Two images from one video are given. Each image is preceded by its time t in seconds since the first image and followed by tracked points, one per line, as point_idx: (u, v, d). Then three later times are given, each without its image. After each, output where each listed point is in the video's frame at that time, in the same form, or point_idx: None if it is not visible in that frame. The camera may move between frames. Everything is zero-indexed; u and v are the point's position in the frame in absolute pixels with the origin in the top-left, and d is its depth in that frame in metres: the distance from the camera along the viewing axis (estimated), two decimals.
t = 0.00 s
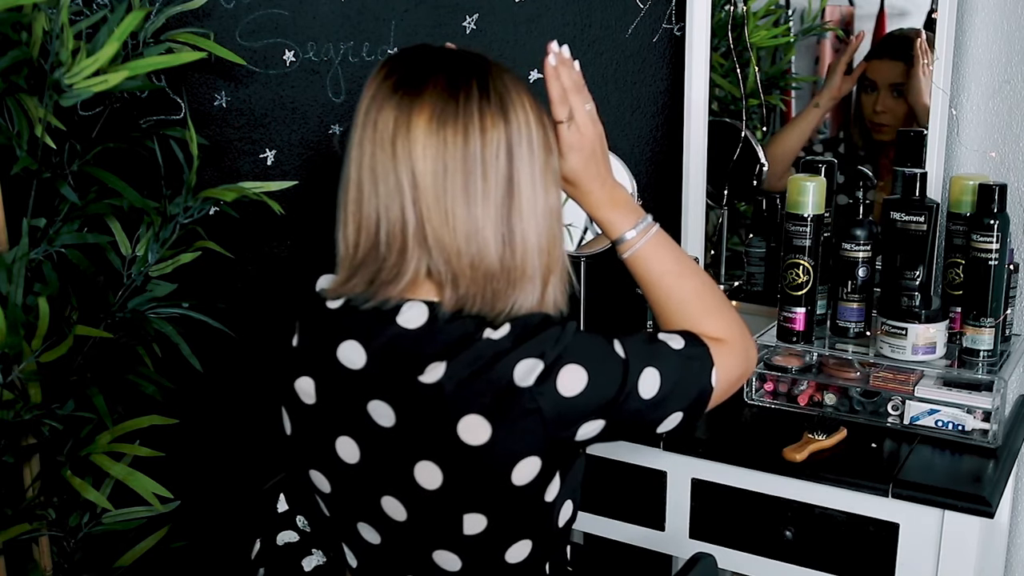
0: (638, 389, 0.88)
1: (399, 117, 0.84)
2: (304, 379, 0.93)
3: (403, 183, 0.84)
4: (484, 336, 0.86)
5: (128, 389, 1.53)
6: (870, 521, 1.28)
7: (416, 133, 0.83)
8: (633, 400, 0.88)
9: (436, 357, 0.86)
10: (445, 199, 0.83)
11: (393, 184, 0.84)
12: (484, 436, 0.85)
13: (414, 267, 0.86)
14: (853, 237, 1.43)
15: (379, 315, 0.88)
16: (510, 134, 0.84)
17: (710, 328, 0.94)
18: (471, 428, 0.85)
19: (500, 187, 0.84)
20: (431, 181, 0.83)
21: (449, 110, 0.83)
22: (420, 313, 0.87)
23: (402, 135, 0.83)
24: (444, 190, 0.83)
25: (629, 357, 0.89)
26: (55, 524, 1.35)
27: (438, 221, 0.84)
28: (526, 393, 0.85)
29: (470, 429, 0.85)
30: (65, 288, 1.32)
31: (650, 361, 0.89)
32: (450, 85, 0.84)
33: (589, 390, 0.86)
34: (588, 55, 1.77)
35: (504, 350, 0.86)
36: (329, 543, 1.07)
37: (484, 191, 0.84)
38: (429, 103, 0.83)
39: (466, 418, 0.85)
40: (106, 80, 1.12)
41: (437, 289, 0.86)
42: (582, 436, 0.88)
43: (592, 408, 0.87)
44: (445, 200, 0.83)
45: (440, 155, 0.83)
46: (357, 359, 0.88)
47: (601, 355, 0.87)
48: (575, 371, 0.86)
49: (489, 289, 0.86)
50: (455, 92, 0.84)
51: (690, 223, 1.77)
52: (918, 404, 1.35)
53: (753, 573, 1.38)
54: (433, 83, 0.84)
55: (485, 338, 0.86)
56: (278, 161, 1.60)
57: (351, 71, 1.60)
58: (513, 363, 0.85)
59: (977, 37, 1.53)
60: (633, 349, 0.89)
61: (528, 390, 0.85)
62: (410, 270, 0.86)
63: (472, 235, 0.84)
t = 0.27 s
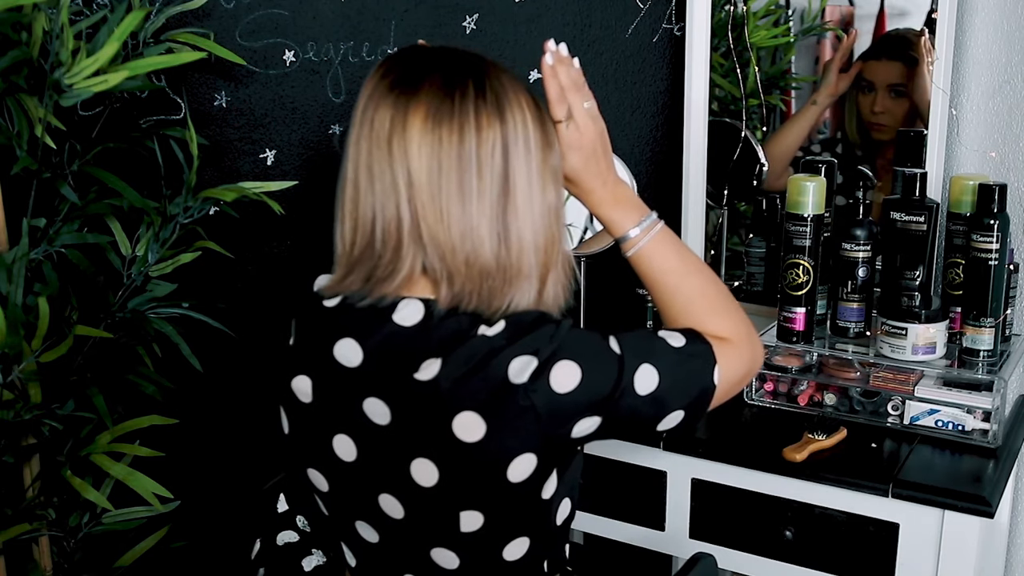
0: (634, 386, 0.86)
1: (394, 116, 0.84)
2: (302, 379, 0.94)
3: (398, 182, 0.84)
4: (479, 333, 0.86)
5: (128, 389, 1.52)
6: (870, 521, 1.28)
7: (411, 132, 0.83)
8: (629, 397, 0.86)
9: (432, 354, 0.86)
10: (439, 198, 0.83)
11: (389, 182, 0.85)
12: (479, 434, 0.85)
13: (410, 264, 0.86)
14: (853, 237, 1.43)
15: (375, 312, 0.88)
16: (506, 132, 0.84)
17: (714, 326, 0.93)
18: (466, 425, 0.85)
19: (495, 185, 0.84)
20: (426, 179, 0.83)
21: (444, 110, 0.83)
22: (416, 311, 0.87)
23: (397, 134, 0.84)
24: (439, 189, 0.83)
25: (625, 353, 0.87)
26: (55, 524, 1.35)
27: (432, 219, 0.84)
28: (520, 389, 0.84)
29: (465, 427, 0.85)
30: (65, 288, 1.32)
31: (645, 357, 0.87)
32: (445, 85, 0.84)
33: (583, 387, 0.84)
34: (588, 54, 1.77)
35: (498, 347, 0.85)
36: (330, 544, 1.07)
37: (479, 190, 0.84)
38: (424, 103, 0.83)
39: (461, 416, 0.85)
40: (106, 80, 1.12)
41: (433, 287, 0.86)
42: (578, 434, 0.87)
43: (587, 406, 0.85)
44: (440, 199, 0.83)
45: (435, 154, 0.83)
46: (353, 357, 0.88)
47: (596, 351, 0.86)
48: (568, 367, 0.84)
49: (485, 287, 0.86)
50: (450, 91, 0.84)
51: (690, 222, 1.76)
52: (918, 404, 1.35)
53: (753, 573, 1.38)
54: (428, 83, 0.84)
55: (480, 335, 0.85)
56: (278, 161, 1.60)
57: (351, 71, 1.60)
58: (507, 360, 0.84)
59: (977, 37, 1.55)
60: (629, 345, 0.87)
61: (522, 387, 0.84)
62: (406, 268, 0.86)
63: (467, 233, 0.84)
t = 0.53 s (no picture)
0: (633, 383, 0.86)
1: (392, 115, 0.84)
2: (301, 379, 0.94)
3: (396, 181, 0.84)
4: (477, 332, 0.86)
5: (128, 389, 1.53)
6: (870, 521, 1.28)
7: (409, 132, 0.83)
8: (628, 395, 0.86)
9: (431, 352, 0.86)
10: (437, 196, 0.83)
11: (387, 181, 0.85)
12: (477, 433, 0.85)
13: (407, 262, 0.86)
14: (853, 237, 1.43)
15: (374, 310, 0.88)
16: (504, 132, 0.84)
17: (715, 323, 0.92)
18: (464, 424, 0.85)
19: (493, 184, 0.84)
20: (423, 178, 0.83)
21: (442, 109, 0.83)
22: (415, 310, 0.87)
23: (395, 134, 0.84)
24: (437, 187, 0.83)
25: (623, 350, 0.86)
26: (55, 524, 1.35)
27: (430, 217, 0.84)
28: (519, 386, 0.84)
29: (464, 426, 0.85)
30: (65, 288, 1.32)
31: (644, 355, 0.86)
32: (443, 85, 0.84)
33: (581, 385, 0.84)
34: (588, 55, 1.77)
35: (496, 346, 0.85)
36: (330, 544, 1.07)
37: (477, 189, 0.84)
38: (422, 102, 0.83)
39: (459, 415, 0.85)
40: (106, 80, 1.12)
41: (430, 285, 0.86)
42: (577, 432, 0.86)
43: (586, 406, 0.85)
44: (438, 198, 0.83)
45: (433, 153, 0.83)
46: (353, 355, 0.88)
47: (594, 348, 0.85)
48: (565, 364, 0.84)
49: (483, 285, 0.86)
50: (449, 91, 0.84)
51: (690, 223, 1.76)
52: (918, 404, 1.35)
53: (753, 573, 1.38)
54: (426, 83, 0.84)
55: (479, 334, 0.86)
56: (278, 161, 1.60)
57: (351, 71, 1.61)
58: (505, 358, 0.84)
59: (977, 37, 1.55)
60: (627, 343, 0.87)
61: (520, 385, 0.84)
62: (403, 266, 0.86)
63: (465, 232, 0.84)
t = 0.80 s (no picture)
0: (633, 382, 0.86)
1: (395, 114, 0.84)
2: (300, 380, 0.93)
3: (398, 179, 0.84)
4: (478, 332, 0.86)
5: (128, 389, 1.52)
6: (871, 521, 1.28)
7: (411, 131, 0.83)
8: (629, 393, 0.86)
9: (433, 353, 0.86)
10: (438, 196, 0.83)
11: (388, 179, 0.85)
12: (478, 434, 0.85)
13: (408, 260, 0.86)
14: (853, 237, 1.43)
15: (375, 310, 0.88)
16: (505, 131, 0.84)
17: (720, 322, 0.92)
18: (466, 424, 0.85)
19: (494, 183, 0.84)
20: (424, 177, 0.83)
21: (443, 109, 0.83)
22: (415, 310, 0.87)
23: (397, 132, 0.84)
24: (438, 186, 0.83)
25: (624, 349, 0.86)
26: (55, 524, 1.35)
27: (430, 216, 0.84)
28: (521, 386, 0.83)
29: (466, 426, 0.85)
30: (65, 288, 1.32)
31: (645, 354, 0.86)
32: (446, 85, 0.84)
33: (582, 384, 0.84)
34: (588, 54, 1.77)
35: (497, 346, 0.85)
36: (331, 544, 1.07)
37: (478, 187, 0.84)
38: (424, 102, 0.83)
39: (460, 415, 0.85)
40: (106, 80, 1.12)
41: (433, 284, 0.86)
42: (578, 431, 0.86)
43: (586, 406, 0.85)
44: (438, 197, 0.84)
45: (434, 152, 0.83)
46: (353, 358, 0.88)
47: (594, 348, 0.85)
48: (566, 364, 0.84)
49: (483, 284, 0.86)
50: (450, 90, 0.84)
51: (690, 223, 1.77)
52: (918, 404, 1.36)
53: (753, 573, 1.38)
54: (428, 82, 0.84)
55: (480, 334, 0.85)
56: (278, 161, 1.60)
57: (351, 71, 1.61)
58: (507, 359, 0.84)
59: (977, 37, 1.55)
60: (628, 341, 0.87)
61: (522, 386, 0.83)
62: (404, 265, 0.86)
63: (466, 230, 0.84)
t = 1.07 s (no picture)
0: (633, 379, 0.85)
1: (394, 114, 0.84)
2: (299, 382, 0.93)
3: (397, 178, 0.84)
4: (476, 332, 0.86)
5: (128, 389, 1.52)
6: (870, 521, 1.28)
7: (410, 131, 0.83)
8: (629, 390, 0.85)
9: (430, 353, 0.86)
10: (438, 195, 0.83)
11: (387, 178, 0.84)
12: (476, 435, 0.85)
13: (406, 259, 0.86)
14: (853, 237, 1.43)
15: (374, 311, 0.88)
16: (504, 131, 0.84)
17: (728, 316, 0.90)
18: (464, 425, 0.85)
19: (493, 182, 0.84)
20: (424, 176, 0.83)
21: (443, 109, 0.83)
22: (413, 310, 0.87)
23: (396, 132, 0.84)
24: (436, 185, 0.83)
25: (622, 346, 0.86)
26: (55, 524, 1.35)
27: (430, 215, 0.84)
28: (519, 387, 0.84)
29: (465, 427, 0.85)
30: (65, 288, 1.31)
31: (644, 350, 0.86)
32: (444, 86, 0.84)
33: (580, 383, 0.84)
34: (588, 54, 1.77)
35: (495, 346, 0.85)
36: (331, 544, 1.07)
37: (477, 186, 0.83)
38: (423, 102, 0.83)
39: (458, 416, 0.85)
40: (106, 80, 1.12)
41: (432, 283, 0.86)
42: (578, 431, 0.86)
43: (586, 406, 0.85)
44: (438, 196, 0.83)
45: (434, 151, 0.83)
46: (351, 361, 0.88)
47: (593, 345, 0.85)
48: (563, 363, 0.84)
49: (482, 283, 0.86)
50: (449, 90, 0.84)
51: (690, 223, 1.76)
52: (918, 404, 1.36)
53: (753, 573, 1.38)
54: (427, 82, 0.84)
55: (478, 334, 0.86)
56: (278, 161, 1.60)
57: (351, 71, 1.61)
58: (505, 359, 0.84)
59: (977, 37, 1.55)
60: (627, 338, 0.86)
61: (521, 386, 0.84)
62: (404, 265, 0.86)
63: (464, 229, 0.84)
